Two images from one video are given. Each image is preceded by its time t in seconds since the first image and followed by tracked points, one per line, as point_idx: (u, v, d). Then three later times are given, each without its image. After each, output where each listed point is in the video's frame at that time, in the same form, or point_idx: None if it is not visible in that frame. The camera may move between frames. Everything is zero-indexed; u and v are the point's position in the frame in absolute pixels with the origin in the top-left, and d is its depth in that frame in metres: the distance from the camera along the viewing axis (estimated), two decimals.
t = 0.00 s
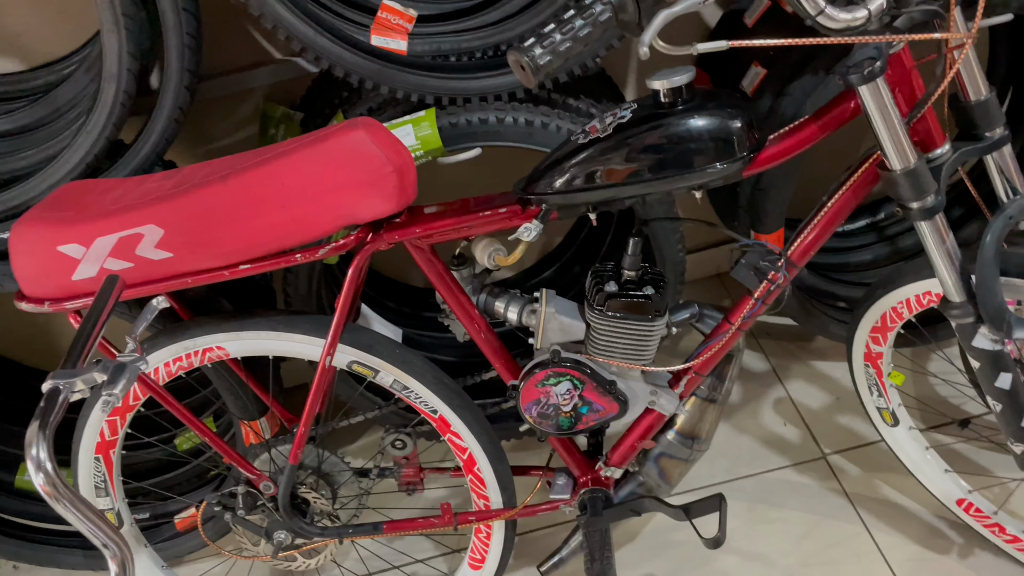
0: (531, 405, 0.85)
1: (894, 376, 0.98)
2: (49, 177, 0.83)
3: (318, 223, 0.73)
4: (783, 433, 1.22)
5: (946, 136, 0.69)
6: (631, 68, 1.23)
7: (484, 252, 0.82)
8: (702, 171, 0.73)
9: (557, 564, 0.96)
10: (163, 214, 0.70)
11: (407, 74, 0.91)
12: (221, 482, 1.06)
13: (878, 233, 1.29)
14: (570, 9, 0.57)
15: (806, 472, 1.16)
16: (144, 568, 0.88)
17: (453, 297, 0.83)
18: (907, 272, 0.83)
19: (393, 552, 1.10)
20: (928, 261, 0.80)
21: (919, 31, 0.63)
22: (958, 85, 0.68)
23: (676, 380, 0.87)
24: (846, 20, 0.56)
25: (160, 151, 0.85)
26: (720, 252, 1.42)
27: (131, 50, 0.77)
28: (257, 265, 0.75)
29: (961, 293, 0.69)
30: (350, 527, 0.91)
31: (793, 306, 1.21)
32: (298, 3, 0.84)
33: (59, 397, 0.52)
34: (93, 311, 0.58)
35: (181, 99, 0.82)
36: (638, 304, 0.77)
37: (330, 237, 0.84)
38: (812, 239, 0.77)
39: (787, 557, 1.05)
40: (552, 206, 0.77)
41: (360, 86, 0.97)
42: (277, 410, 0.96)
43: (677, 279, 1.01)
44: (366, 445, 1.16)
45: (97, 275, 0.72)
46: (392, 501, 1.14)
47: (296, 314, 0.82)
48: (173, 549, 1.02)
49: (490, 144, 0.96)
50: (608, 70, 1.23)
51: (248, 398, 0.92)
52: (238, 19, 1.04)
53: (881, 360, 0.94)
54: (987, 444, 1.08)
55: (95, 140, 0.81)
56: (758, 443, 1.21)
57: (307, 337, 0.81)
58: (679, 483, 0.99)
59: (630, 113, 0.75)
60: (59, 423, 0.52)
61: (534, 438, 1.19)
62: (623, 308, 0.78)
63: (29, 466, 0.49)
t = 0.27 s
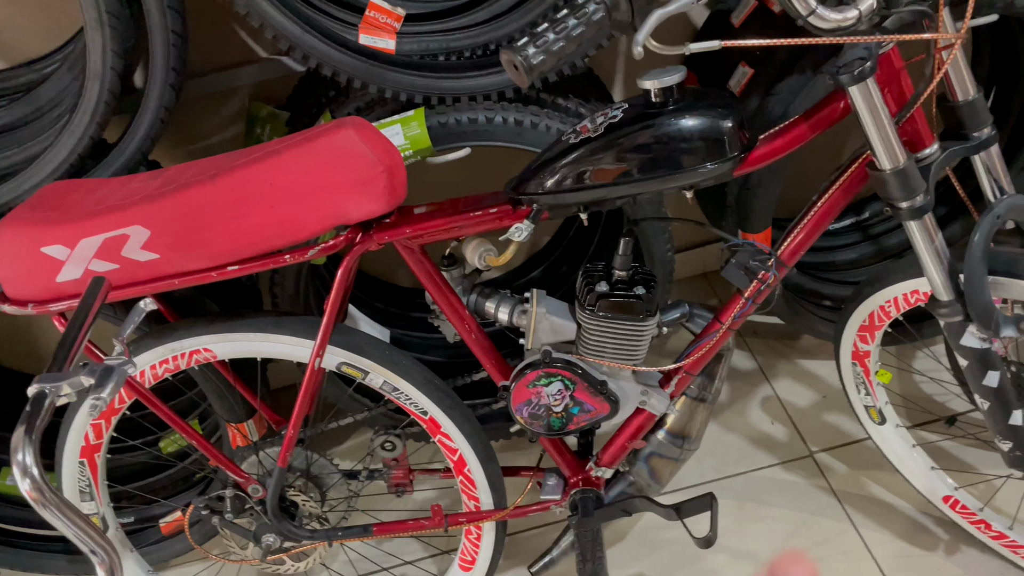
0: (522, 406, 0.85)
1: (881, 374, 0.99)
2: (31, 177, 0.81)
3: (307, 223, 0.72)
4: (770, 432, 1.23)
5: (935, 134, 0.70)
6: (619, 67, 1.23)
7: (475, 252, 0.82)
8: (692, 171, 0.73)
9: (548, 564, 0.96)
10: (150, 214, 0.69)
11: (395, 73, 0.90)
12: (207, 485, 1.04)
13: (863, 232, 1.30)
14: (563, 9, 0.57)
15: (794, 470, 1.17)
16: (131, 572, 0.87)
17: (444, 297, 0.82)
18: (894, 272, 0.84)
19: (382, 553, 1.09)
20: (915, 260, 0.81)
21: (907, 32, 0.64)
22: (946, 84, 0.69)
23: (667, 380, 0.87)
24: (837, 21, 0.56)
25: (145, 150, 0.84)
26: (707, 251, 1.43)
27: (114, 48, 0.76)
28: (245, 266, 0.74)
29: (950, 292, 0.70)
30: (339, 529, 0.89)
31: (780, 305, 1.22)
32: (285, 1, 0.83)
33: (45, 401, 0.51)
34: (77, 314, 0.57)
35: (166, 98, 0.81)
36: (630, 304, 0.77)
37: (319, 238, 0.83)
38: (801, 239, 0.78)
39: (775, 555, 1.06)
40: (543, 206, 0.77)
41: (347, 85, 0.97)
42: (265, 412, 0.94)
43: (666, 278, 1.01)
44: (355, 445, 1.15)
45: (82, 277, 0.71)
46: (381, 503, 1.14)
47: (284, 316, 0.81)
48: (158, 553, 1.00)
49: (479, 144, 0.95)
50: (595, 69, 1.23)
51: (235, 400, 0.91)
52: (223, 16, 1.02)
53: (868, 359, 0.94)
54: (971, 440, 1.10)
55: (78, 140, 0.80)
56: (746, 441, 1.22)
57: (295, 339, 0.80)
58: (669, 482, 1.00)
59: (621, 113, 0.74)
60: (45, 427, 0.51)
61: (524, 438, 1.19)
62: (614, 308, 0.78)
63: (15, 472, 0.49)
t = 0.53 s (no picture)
0: (520, 413, 0.86)
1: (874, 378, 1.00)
2: (27, 186, 0.81)
3: (306, 233, 0.72)
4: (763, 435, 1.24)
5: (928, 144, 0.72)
6: (612, 74, 1.24)
7: (473, 260, 0.82)
8: (688, 180, 0.74)
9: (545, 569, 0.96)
10: (149, 224, 0.69)
11: (392, 82, 0.90)
12: (202, 492, 1.01)
13: (854, 236, 1.31)
14: (564, 21, 0.58)
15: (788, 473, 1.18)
16: None
17: (442, 305, 0.82)
18: (887, 278, 0.85)
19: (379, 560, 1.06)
20: (907, 266, 0.82)
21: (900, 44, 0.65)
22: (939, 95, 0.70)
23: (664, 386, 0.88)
24: (832, 32, 0.57)
25: (142, 159, 0.84)
26: (701, 255, 1.44)
27: (112, 57, 0.76)
28: (244, 275, 0.75)
29: (943, 298, 0.72)
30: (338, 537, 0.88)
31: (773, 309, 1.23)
32: (282, 10, 0.83)
33: (47, 414, 0.51)
34: (77, 324, 0.57)
35: (163, 107, 0.81)
36: (627, 311, 0.78)
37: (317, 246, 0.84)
38: (794, 248, 0.79)
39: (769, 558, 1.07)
40: (541, 215, 0.78)
41: (343, 93, 0.97)
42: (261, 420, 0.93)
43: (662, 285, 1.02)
44: (353, 450, 1.13)
45: (81, 287, 0.71)
46: (377, 509, 1.13)
47: (282, 324, 0.81)
48: (151, 561, 0.98)
49: (476, 152, 0.95)
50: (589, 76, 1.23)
51: (232, 409, 0.91)
52: (219, 24, 1.02)
53: (861, 363, 0.96)
54: (963, 443, 1.11)
55: (75, 149, 0.80)
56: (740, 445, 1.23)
57: (293, 347, 0.80)
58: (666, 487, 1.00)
59: (619, 122, 0.75)
60: (47, 439, 0.51)
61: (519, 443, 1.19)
62: (612, 315, 0.78)
63: (18, 485, 0.49)
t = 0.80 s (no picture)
0: (524, 412, 0.85)
1: (876, 374, 1.00)
2: (22, 187, 0.80)
3: (307, 232, 0.71)
4: (764, 432, 1.24)
5: (933, 139, 0.72)
6: (610, 71, 1.23)
7: (476, 259, 0.81)
8: (692, 177, 0.73)
9: (549, 569, 0.95)
10: (148, 225, 0.68)
11: (392, 79, 0.89)
12: (201, 495, 1.00)
13: (851, 232, 1.31)
14: (570, 17, 0.57)
15: (789, 469, 1.18)
16: None
17: (444, 304, 0.82)
18: (889, 274, 0.85)
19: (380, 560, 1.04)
20: (910, 262, 0.82)
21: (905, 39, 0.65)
22: (943, 89, 0.70)
23: (667, 384, 0.88)
24: (837, 27, 0.57)
25: (139, 159, 0.83)
26: (699, 253, 1.44)
27: (108, 56, 0.75)
28: (244, 276, 0.74)
29: (948, 293, 0.72)
30: (339, 538, 0.87)
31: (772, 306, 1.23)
32: (280, 7, 0.82)
33: (49, 417, 0.50)
34: (77, 329, 0.56)
35: (160, 106, 0.80)
36: (631, 308, 0.78)
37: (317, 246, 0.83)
38: (797, 245, 0.79)
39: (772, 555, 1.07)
40: (543, 213, 0.77)
41: (341, 91, 0.96)
42: (261, 421, 0.92)
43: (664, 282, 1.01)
44: (354, 450, 1.14)
45: (79, 289, 0.70)
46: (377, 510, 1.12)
47: (283, 325, 0.80)
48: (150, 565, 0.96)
49: (476, 150, 0.95)
50: (587, 74, 1.23)
51: (231, 411, 0.90)
52: (215, 22, 1.01)
53: (863, 359, 0.95)
54: (963, 438, 1.11)
55: (70, 150, 0.79)
56: (740, 442, 1.22)
57: (294, 348, 0.79)
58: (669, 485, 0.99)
59: (622, 119, 0.75)
60: (51, 443, 0.50)
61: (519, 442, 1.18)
62: (615, 313, 0.78)
63: (21, 490, 0.48)
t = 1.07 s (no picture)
0: (523, 405, 0.84)
1: (874, 365, 0.99)
2: (11, 181, 0.78)
3: (304, 224, 0.70)
4: (761, 424, 1.24)
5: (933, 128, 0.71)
6: (606, 62, 1.22)
7: (473, 251, 0.80)
8: (692, 167, 0.73)
9: (548, 563, 0.95)
10: (141, 218, 0.67)
11: (388, 70, 0.87)
12: (196, 491, 0.99)
13: (847, 223, 1.30)
14: (570, 4, 0.56)
15: (787, 461, 1.18)
16: None
17: (441, 297, 0.81)
18: (889, 264, 0.85)
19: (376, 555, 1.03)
20: (910, 252, 0.82)
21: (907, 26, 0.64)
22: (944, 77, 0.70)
23: (667, 376, 0.87)
24: (839, 14, 0.56)
25: (130, 151, 0.81)
26: (695, 245, 1.43)
27: (98, 46, 0.73)
28: (239, 269, 0.73)
29: (949, 283, 0.71)
30: (336, 534, 0.85)
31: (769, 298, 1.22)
32: None
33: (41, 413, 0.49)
34: (68, 324, 0.55)
35: (152, 98, 0.78)
36: (631, 300, 0.77)
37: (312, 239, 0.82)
38: (797, 236, 0.79)
39: (770, 547, 1.07)
40: (542, 204, 0.76)
41: (336, 82, 0.94)
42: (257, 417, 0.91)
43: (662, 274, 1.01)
44: (350, 446, 1.13)
45: (71, 283, 0.68)
46: (374, 505, 1.12)
47: (278, 319, 0.79)
48: (146, 562, 0.96)
49: (473, 141, 0.94)
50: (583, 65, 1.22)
51: (226, 406, 0.89)
52: (207, 13, 1.00)
53: (862, 350, 0.95)
54: (961, 429, 1.12)
55: (61, 142, 0.77)
56: (738, 434, 1.22)
57: (290, 342, 0.78)
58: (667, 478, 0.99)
59: (622, 108, 0.74)
60: (43, 440, 0.49)
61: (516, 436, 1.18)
62: (615, 304, 0.77)
63: (14, 488, 0.46)
